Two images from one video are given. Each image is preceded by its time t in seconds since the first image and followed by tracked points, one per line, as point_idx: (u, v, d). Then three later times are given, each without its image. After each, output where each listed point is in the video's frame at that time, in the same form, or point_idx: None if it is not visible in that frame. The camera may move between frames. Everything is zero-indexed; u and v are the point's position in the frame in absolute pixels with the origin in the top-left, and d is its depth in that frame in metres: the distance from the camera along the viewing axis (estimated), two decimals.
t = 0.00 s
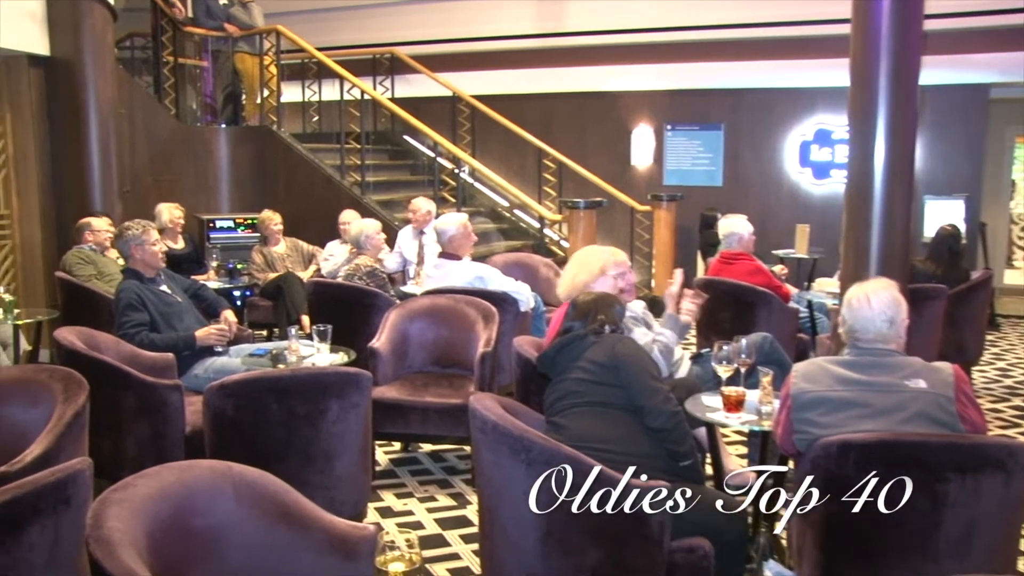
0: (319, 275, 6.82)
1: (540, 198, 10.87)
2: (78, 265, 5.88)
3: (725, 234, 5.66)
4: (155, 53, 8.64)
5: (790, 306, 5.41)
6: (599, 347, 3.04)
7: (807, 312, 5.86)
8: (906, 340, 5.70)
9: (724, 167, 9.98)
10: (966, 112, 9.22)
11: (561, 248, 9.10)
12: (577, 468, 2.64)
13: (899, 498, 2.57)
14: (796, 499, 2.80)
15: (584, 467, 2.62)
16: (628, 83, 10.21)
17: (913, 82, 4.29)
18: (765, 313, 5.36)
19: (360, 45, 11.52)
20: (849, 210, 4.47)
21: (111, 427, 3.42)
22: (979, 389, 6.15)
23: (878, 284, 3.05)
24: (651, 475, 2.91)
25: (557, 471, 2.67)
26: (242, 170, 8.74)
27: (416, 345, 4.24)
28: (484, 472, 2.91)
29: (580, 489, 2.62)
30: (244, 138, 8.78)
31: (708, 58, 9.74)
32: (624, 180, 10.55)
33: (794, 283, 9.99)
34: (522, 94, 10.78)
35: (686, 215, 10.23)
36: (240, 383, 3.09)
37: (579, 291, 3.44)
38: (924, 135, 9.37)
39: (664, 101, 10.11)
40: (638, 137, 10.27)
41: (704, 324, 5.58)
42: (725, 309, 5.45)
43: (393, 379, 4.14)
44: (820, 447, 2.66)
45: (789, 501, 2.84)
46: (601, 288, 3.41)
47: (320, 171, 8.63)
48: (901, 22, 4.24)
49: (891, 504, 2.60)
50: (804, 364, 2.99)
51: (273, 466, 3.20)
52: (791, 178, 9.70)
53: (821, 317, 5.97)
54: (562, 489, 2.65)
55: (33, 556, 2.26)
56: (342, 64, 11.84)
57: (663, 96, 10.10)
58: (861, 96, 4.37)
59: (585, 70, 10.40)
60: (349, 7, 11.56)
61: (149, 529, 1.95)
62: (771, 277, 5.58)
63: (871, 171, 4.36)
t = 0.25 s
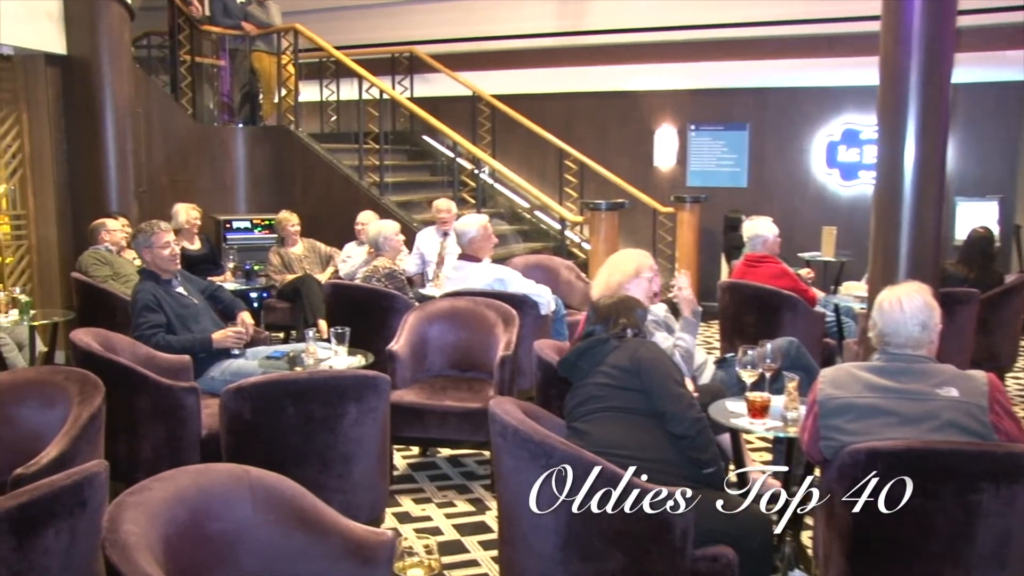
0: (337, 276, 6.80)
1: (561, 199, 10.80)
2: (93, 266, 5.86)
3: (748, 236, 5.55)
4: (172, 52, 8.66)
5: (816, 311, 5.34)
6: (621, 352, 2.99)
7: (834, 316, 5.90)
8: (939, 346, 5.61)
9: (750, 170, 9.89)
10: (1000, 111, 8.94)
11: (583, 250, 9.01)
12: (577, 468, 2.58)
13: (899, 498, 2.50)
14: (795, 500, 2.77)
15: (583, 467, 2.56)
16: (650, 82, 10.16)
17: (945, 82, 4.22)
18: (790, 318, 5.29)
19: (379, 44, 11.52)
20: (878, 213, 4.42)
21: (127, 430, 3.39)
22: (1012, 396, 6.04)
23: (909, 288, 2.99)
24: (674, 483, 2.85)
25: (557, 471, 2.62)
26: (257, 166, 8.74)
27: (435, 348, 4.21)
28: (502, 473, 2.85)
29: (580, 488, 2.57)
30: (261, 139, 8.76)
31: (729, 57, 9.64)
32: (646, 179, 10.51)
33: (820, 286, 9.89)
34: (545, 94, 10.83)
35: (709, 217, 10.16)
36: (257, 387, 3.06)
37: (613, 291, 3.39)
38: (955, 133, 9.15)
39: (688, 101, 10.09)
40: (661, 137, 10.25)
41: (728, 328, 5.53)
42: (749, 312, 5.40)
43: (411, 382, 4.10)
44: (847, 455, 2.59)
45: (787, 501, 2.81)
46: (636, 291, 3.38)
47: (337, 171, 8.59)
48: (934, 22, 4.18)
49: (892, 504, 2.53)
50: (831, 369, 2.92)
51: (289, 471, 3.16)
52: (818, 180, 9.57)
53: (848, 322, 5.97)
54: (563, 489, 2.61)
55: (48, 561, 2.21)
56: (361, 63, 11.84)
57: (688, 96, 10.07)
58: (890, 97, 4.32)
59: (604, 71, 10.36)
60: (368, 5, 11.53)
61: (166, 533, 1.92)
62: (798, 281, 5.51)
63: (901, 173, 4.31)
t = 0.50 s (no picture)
0: (352, 276, 6.77)
1: (580, 199, 10.76)
2: (108, 266, 5.85)
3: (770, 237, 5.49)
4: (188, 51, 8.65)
5: (840, 312, 5.29)
6: (644, 354, 2.94)
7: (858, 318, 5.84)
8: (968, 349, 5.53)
9: (772, 169, 9.81)
10: None
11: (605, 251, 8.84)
12: (576, 467, 2.54)
13: (899, 498, 2.46)
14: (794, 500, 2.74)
15: (584, 467, 2.52)
16: (670, 79, 10.10)
17: (974, 80, 4.29)
18: (814, 320, 5.23)
19: (396, 42, 11.50)
20: (903, 212, 4.52)
21: (141, 432, 3.37)
22: None
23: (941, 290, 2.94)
24: (694, 488, 2.80)
25: (557, 471, 2.60)
26: (274, 167, 8.74)
27: (452, 349, 4.17)
28: (519, 478, 2.79)
29: (580, 488, 2.54)
30: (275, 138, 8.77)
31: (750, 55, 9.56)
32: (666, 179, 10.44)
33: (844, 288, 9.79)
34: (564, 93, 10.82)
35: (731, 218, 10.10)
36: (272, 389, 3.03)
37: (645, 291, 3.37)
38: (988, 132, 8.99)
39: (707, 100, 10.02)
40: (682, 137, 10.13)
41: (750, 330, 5.48)
42: (771, 314, 5.34)
43: (428, 384, 4.07)
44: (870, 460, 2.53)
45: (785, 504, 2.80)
46: (666, 294, 3.37)
47: (354, 170, 8.57)
48: (963, 23, 4.25)
49: (892, 504, 2.49)
50: (856, 372, 2.86)
51: (303, 473, 3.13)
52: (842, 180, 9.45)
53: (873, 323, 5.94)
54: (563, 488, 2.58)
55: (63, 562, 2.18)
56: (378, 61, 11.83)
57: (708, 95, 10.00)
58: (919, 97, 4.39)
59: (626, 69, 10.36)
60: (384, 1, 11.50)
61: (180, 535, 1.88)
62: (821, 282, 5.45)
63: (928, 172, 4.39)
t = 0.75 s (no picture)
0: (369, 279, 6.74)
1: (600, 201, 10.72)
2: (123, 268, 5.84)
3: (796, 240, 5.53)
4: (203, 51, 8.65)
5: (866, 318, 5.23)
6: (667, 360, 2.89)
7: (885, 324, 5.78)
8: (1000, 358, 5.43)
9: (796, 170, 9.73)
10: None
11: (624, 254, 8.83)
12: (576, 467, 2.50)
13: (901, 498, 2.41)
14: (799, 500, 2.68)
15: (584, 466, 2.48)
16: (692, 79, 10.07)
17: (1005, 80, 4.26)
18: (839, 325, 5.16)
19: (414, 42, 11.48)
20: (932, 213, 4.51)
21: (155, 436, 3.34)
22: None
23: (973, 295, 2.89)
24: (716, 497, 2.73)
25: (557, 471, 2.57)
26: (289, 168, 8.72)
27: (470, 354, 4.13)
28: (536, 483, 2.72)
29: (579, 488, 2.50)
30: (291, 139, 8.75)
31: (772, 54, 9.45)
32: (689, 182, 10.41)
33: (869, 292, 9.71)
34: (584, 94, 10.83)
35: (754, 221, 10.04)
36: (288, 393, 2.98)
37: (675, 297, 3.33)
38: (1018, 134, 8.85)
39: (730, 101, 9.97)
40: (705, 138, 10.12)
41: (774, 335, 5.42)
42: (794, 320, 5.28)
43: (445, 390, 4.04)
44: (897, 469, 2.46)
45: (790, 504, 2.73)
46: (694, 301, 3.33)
47: (371, 171, 8.60)
48: (994, 23, 4.22)
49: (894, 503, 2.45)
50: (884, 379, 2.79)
51: (317, 478, 3.08)
52: (867, 182, 9.35)
53: (900, 331, 5.87)
54: (563, 488, 2.55)
55: (76, 567, 2.15)
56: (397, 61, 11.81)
57: (732, 97, 9.95)
58: (948, 98, 4.38)
59: (646, 68, 10.32)
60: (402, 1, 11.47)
61: (194, 541, 1.84)
62: (846, 287, 5.36)
63: (957, 173, 4.38)
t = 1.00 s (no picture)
0: (383, 283, 6.71)
1: (616, 205, 10.66)
2: (134, 271, 5.83)
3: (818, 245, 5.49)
4: (214, 52, 8.65)
5: (888, 324, 5.15)
6: (684, 366, 2.83)
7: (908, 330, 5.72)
8: None
9: (816, 173, 9.66)
10: None
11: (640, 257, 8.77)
12: (576, 466, 2.47)
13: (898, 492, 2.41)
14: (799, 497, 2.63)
15: (586, 467, 2.42)
16: (709, 82, 9.99)
17: None
18: (861, 331, 5.09)
19: (428, 43, 11.47)
20: (957, 215, 4.47)
21: (166, 440, 3.30)
22: None
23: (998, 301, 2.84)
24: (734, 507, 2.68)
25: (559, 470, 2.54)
26: (301, 169, 8.69)
27: (484, 359, 4.09)
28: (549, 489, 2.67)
29: (579, 486, 2.47)
30: (304, 140, 8.73)
31: (788, 55, 9.39)
32: (706, 185, 10.37)
33: (891, 297, 9.64)
34: (600, 95, 10.79)
35: (773, 225, 9.98)
36: (301, 397, 2.95)
37: (693, 301, 3.28)
38: None
39: (747, 102, 9.91)
40: (724, 139, 10.08)
41: (794, 341, 5.36)
42: (815, 326, 5.23)
43: (459, 395, 4.00)
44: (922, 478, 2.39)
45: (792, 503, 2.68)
46: (713, 306, 3.29)
47: (382, 173, 8.55)
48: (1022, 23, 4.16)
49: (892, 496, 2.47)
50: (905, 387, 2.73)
51: (328, 484, 3.05)
52: (889, 184, 9.27)
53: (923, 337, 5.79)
54: (564, 486, 2.54)
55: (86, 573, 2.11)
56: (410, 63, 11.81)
57: (750, 99, 9.89)
58: (975, 99, 4.32)
59: (660, 70, 10.27)
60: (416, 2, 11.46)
61: (205, 547, 1.81)
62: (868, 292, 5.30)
63: (983, 174, 4.32)
